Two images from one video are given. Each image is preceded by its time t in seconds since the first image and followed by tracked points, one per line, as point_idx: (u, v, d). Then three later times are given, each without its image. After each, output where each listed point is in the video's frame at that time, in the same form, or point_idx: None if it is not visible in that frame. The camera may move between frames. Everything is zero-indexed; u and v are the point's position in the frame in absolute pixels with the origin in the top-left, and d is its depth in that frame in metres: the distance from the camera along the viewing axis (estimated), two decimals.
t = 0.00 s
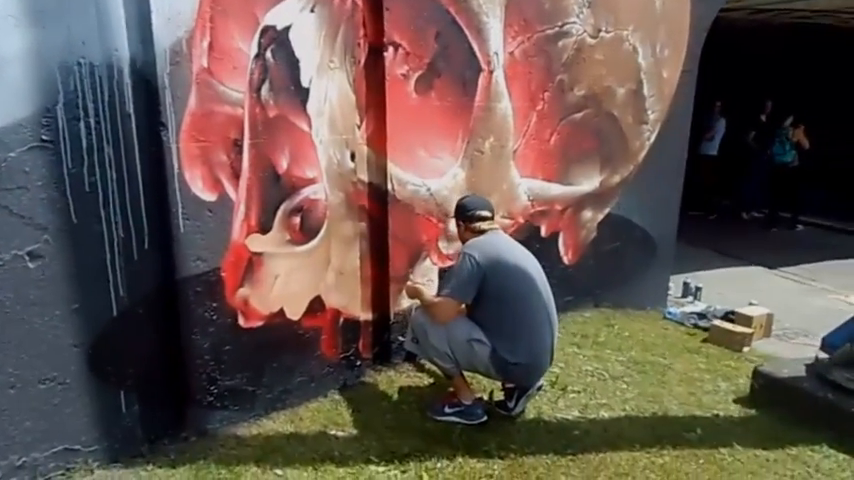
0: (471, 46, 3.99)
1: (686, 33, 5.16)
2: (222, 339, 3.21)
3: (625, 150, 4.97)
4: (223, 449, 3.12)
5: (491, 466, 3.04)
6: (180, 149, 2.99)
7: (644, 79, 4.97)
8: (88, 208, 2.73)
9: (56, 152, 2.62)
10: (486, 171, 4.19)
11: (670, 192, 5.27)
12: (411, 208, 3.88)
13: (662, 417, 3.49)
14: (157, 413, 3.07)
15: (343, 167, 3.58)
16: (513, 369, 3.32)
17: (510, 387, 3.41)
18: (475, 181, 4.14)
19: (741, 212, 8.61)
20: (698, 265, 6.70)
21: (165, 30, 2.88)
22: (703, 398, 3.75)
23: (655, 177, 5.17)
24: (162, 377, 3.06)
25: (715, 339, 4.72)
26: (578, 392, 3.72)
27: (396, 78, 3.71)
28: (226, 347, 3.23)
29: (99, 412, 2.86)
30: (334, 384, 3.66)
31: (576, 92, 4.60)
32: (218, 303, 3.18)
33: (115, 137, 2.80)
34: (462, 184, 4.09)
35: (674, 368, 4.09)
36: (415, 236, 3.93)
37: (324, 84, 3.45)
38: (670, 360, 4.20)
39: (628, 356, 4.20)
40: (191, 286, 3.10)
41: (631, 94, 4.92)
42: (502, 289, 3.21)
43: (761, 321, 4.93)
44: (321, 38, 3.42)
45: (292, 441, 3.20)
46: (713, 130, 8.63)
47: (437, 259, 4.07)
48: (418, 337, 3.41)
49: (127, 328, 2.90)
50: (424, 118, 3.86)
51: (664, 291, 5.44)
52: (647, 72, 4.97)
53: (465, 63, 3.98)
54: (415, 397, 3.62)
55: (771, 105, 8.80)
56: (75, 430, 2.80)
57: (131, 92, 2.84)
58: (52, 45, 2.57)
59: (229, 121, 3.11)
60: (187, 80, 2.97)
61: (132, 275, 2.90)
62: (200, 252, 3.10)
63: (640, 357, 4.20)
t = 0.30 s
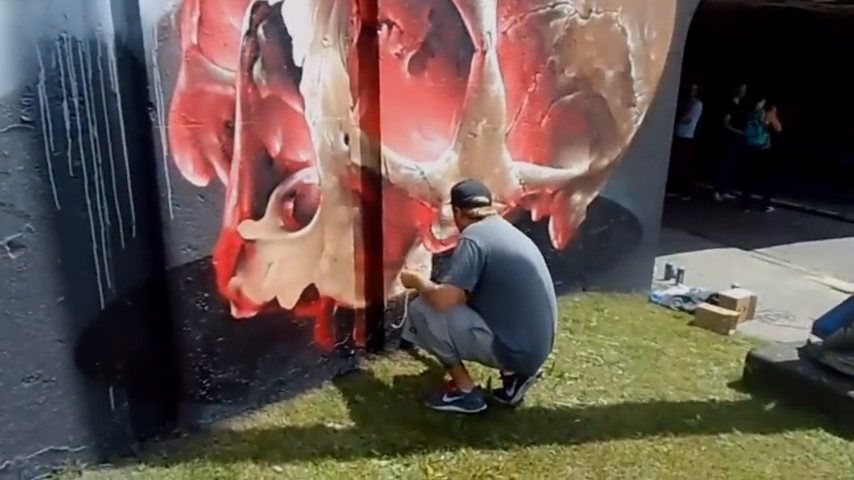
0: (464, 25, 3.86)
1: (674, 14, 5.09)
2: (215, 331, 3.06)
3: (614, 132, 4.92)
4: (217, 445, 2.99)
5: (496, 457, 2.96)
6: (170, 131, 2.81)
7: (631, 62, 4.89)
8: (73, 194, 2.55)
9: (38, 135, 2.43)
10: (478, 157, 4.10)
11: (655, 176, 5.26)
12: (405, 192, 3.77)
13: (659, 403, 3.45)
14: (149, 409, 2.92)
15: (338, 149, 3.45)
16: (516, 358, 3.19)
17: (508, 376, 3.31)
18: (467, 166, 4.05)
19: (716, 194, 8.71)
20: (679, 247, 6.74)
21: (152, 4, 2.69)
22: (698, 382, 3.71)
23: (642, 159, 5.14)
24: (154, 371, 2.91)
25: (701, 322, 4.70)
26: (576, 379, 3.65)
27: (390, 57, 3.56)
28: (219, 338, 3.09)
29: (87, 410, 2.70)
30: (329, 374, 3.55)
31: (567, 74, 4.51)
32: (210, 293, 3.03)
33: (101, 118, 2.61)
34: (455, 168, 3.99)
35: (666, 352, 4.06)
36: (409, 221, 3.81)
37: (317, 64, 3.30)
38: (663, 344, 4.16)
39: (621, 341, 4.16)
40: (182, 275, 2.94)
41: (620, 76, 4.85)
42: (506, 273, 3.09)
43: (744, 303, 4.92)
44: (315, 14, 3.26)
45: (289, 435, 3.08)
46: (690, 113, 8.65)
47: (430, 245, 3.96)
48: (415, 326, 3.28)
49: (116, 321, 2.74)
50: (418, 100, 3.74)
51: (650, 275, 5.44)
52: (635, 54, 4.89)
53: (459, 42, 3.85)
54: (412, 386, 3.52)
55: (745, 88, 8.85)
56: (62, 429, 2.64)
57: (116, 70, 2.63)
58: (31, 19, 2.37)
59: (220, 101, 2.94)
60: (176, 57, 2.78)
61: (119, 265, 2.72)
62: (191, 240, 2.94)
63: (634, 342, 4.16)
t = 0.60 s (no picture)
0: (458, 7, 3.74)
1: None
2: (208, 326, 2.94)
3: (605, 117, 4.86)
4: (211, 446, 2.88)
5: (502, 455, 2.92)
6: (161, 117, 2.67)
7: (623, 44, 4.82)
8: (61, 184, 2.41)
9: (25, 121, 2.27)
10: (472, 141, 3.99)
11: (645, 160, 5.22)
12: (399, 180, 3.67)
13: (666, 396, 3.49)
14: (140, 407, 2.80)
15: (331, 135, 3.34)
16: (522, 351, 3.13)
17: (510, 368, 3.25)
18: (460, 151, 3.93)
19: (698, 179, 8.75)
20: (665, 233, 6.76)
21: None
22: (702, 374, 3.78)
23: (632, 144, 5.10)
24: (145, 369, 2.79)
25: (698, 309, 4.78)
26: (576, 372, 3.66)
27: (383, 40, 3.45)
28: (212, 334, 2.97)
29: (78, 411, 2.56)
30: (324, 368, 3.46)
31: (560, 57, 4.43)
32: (203, 286, 2.91)
33: (89, 104, 2.47)
34: (449, 153, 3.88)
35: (668, 344, 4.13)
36: (403, 210, 3.71)
37: (310, 47, 3.18)
38: (662, 336, 4.23)
39: (619, 331, 4.20)
40: (174, 268, 2.81)
41: (611, 60, 4.78)
42: (508, 265, 3.04)
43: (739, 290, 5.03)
44: None
45: (286, 434, 2.98)
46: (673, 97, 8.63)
47: (424, 234, 3.88)
48: (415, 318, 3.21)
49: (107, 317, 2.62)
50: (411, 84, 3.62)
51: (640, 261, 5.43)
52: (626, 37, 4.82)
53: (453, 24, 3.74)
54: (409, 379, 3.45)
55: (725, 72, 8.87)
56: (53, 432, 2.50)
57: (105, 54, 2.51)
58: None
59: (212, 87, 2.80)
60: (167, 40, 2.64)
61: (111, 260, 2.61)
62: (183, 232, 2.82)
63: (631, 332, 4.20)
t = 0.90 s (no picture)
0: None
1: None
2: (194, 326, 2.76)
3: (595, 103, 4.74)
4: (201, 455, 2.70)
5: (510, 458, 2.80)
6: (142, 102, 2.47)
7: (613, 28, 4.69)
8: (34, 175, 2.19)
9: None
10: (464, 127, 3.83)
11: (633, 148, 5.13)
12: (392, 169, 3.50)
13: (669, 390, 3.43)
14: (122, 415, 2.60)
15: (321, 122, 3.15)
16: (527, 347, 3.03)
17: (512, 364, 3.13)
18: (453, 139, 3.77)
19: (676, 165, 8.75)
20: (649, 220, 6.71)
21: None
22: (701, 365, 3.74)
23: (621, 131, 5.00)
24: (128, 374, 2.60)
25: (689, 298, 4.73)
26: (576, 366, 3.57)
27: (375, 22, 3.27)
28: (199, 335, 2.78)
29: (56, 423, 2.34)
30: (316, 367, 3.30)
31: (551, 41, 4.29)
32: (189, 284, 2.72)
33: (64, 88, 2.26)
34: (442, 141, 3.72)
35: (664, 334, 4.06)
36: (396, 200, 3.55)
37: (299, 28, 2.98)
38: (658, 325, 4.17)
39: (614, 321, 4.13)
40: (158, 266, 2.62)
41: (601, 45, 4.66)
42: (515, 259, 2.91)
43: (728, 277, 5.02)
44: None
45: (279, 440, 2.81)
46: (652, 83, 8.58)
47: (417, 224, 3.72)
48: (414, 314, 3.07)
49: (87, 320, 2.42)
50: (403, 68, 3.44)
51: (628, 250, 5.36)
52: (617, 21, 4.70)
53: (445, 6, 3.56)
54: (406, 377, 3.31)
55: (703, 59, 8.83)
56: (30, 447, 2.29)
57: (80, 32, 2.28)
58: None
59: (197, 70, 2.60)
60: (147, 18, 2.45)
61: (89, 257, 2.40)
62: (168, 226, 2.62)
63: (626, 322, 4.13)
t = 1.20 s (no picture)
0: None
1: None
2: (185, 327, 2.60)
3: (587, 89, 4.63)
4: (196, 461, 2.56)
5: (516, 459, 2.69)
6: (126, 87, 2.28)
7: (606, 12, 4.58)
8: (9, 167, 2.01)
9: None
10: (459, 114, 3.70)
11: (624, 135, 5.05)
12: (386, 157, 3.35)
13: (672, 384, 3.34)
14: (110, 423, 2.44)
15: (314, 109, 2.98)
16: (530, 344, 2.92)
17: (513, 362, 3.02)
18: (447, 126, 3.63)
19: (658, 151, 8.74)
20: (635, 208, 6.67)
21: None
22: (700, 357, 3.67)
23: (612, 117, 4.91)
24: (116, 378, 2.44)
25: (680, 287, 4.65)
26: (576, 360, 3.47)
27: (368, 2, 3.08)
28: (189, 335, 2.62)
29: (38, 433, 2.19)
30: (310, 365, 3.16)
31: (545, 25, 4.16)
32: (179, 282, 2.55)
33: (41, 72, 2.07)
34: (436, 128, 3.57)
35: (661, 325, 4.00)
36: (390, 190, 3.41)
37: (291, 8, 2.80)
38: (655, 316, 4.10)
39: (611, 313, 4.06)
40: (146, 263, 2.44)
41: (594, 29, 4.54)
42: (519, 253, 2.78)
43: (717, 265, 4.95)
44: None
45: (276, 443, 2.67)
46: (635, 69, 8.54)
47: (411, 216, 3.58)
48: (414, 311, 2.94)
49: (71, 323, 2.26)
50: (398, 52, 3.28)
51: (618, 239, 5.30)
52: (609, 4, 4.58)
53: None
54: (404, 375, 3.19)
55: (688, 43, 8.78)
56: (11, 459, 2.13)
57: (57, 11, 2.10)
58: None
59: (184, 52, 2.42)
60: None
61: (72, 255, 2.23)
62: (154, 221, 2.44)
63: (623, 314, 4.06)
